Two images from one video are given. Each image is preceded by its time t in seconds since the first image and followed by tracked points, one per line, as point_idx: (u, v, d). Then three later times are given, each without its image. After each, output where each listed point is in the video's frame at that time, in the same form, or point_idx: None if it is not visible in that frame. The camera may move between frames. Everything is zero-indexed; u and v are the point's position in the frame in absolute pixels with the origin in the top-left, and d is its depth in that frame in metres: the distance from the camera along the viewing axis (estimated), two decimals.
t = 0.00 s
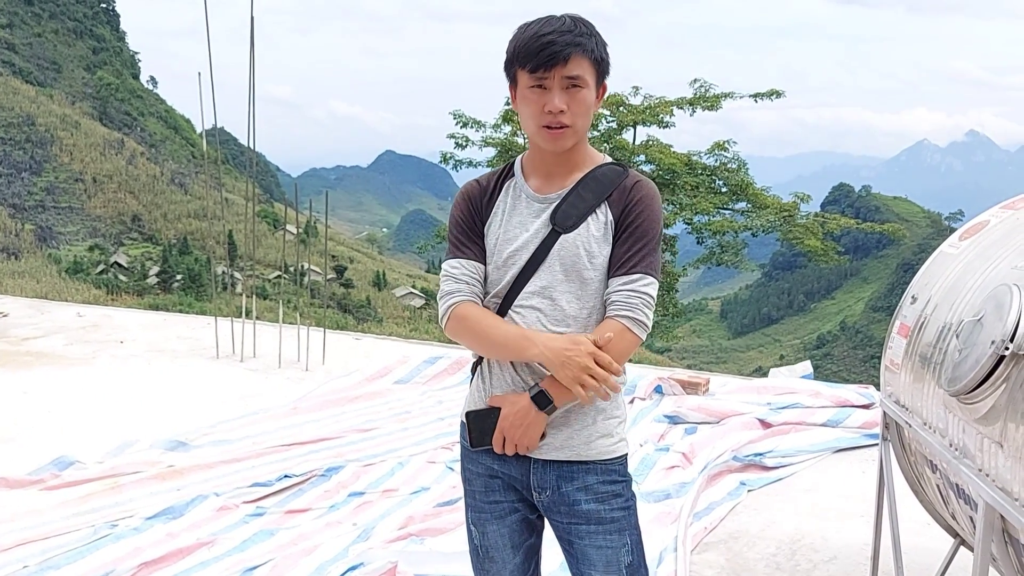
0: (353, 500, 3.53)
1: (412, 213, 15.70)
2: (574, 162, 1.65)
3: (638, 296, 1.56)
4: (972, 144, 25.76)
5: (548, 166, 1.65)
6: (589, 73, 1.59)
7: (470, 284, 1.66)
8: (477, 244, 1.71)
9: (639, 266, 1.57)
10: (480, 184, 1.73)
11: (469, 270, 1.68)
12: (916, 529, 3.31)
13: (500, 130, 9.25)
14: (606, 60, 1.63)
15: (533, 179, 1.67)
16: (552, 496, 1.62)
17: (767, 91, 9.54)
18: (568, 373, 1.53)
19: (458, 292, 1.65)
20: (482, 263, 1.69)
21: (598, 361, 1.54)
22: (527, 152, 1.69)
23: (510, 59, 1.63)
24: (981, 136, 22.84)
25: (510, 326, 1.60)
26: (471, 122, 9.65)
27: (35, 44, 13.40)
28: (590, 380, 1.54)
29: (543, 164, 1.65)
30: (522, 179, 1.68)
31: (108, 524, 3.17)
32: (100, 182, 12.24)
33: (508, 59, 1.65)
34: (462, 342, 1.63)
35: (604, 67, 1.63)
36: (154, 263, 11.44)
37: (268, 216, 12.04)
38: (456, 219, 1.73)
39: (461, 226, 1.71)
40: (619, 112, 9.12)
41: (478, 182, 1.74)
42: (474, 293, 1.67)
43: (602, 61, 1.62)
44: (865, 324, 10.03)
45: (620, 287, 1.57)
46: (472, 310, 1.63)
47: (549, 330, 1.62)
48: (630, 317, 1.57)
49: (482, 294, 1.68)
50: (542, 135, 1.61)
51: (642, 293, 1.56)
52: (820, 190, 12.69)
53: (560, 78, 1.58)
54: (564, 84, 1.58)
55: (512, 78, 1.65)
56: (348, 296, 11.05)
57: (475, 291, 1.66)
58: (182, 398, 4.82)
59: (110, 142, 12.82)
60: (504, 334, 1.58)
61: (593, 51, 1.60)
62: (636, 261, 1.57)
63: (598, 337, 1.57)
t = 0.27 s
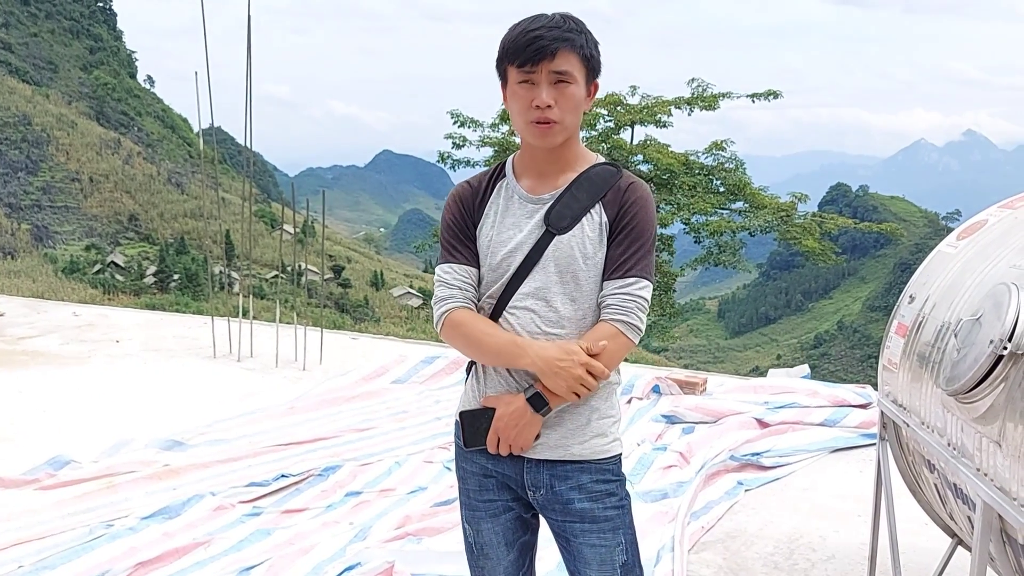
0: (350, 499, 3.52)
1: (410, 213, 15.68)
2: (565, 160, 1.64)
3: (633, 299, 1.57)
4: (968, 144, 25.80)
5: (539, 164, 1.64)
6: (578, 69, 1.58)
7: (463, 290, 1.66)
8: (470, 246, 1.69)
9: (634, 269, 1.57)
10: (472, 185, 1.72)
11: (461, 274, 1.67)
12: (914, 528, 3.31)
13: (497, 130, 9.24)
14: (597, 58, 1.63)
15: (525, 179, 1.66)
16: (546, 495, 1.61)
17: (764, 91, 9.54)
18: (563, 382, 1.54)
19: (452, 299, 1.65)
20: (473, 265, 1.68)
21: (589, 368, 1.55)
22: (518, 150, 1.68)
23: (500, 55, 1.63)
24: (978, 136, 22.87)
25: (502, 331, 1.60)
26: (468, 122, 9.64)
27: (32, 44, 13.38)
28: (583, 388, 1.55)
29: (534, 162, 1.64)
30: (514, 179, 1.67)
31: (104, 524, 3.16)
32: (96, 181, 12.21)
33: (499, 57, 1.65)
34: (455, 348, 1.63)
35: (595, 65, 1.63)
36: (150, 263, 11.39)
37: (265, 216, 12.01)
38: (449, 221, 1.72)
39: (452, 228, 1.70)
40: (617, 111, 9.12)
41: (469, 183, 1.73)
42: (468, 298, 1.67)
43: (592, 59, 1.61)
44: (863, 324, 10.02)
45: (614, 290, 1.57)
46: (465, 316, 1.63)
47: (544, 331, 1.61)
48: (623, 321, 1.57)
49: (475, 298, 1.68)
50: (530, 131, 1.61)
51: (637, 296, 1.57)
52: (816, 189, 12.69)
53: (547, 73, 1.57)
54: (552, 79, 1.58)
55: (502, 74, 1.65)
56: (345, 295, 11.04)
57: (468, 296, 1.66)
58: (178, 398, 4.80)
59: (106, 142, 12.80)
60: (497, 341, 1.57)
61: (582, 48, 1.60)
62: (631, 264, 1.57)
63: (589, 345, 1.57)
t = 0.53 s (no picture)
0: (347, 500, 3.52)
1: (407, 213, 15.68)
2: (554, 159, 1.63)
3: (622, 298, 1.56)
4: (965, 143, 25.85)
5: (529, 164, 1.64)
6: (558, 67, 1.58)
7: (459, 291, 1.68)
8: (466, 247, 1.70)
9: (623, 268, 1.56)
10: (466, 187, 1.73)
11: (456, 276, 1.69)
12: (910, 528, 3.31)
13: (495, 130, 9.24)
14: (582, 56, 1.62)
15: (517, 179, 1.67)
16: (540, 494, 1.61)
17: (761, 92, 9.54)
18: (547, 385, 1.54)
19: (447, 301, 1.67)
20: (468, 266, 1.70)
21: (573, 371, 1.54)
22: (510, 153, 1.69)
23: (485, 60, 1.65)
24: (975, 137, 22.90)
25: (493, 332, 1.61)
26: (466, 122, 9.64)
27: (29, 44, 13.40)
28: (569, 391, 1.55)
29: (524, 163, 1.64)
30: (506, 180, 1.67)
31: (101, 525, 3.15)
32: (93, 182, 12.20)
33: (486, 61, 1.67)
34: (450, 349, 1.66)
35: (579, 62, 1.62)
36: (148, 263, 11.37)
37: (263, 216, 12.01)
38: (445, 223, 1.73)
39: (448, 231, 1.72)
40: (615, 112, 9.12)
41: (464, 185, 1.73)
42: (463, 299, 1.68)
43: (575, 56, 1.60)
44: (860, 324, 10.04)
45: (603, 289, 1.57)
46: (458, 317, 1.65)
47: (536, 331, 1.61)
48: (611, 320, 1.56)
49: (470, 299, 1.69)
50: (514, 132, 1.61)
51: (626, 295, 1.56)
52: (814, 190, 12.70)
53: (527, 73, 1.58)
54: (532, 78, 1.58)
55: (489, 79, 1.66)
56: (343, 296, 11.04)
57: (463, 297, 1.67)
58: (176, 399, 4.80)
59: (104, 142, 12.80)
60: (485, 343, 1.59)
61: (563, 46, 1.59)
62: (620, 263, 1.56)
63: (575, 347, 1.56)
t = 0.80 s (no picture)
0: (348, 500, 3.52)
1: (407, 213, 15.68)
2: (552, 157, 1.63)
3: (620, 296, 1.56)
4: (964, 144, 25.87)
5: (527, 164, 1.64)
6: (548, 66, 1.58)
7: (461, 292, 1.69)
8: (467, 248, 1.71)
9: (621, 266, 1.56)
10: (467, 188, 1.73)
11: (459, 277, 1.70)
12: (910, 528, 3.32)
13: (495, 130, 9.24)
14: (574, 53, 1.61)
15: (516, 179, 1.67)
16: (541, 493, 1.61)
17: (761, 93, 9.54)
18: (545, 386, 1.54)
19: (450, 302, 1.68)
20: (469, 267, 1.70)
21: (570, 371, 1.54)
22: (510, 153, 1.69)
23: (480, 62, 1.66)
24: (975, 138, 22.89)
25: (493, 333, 1.62)
26: (465, 122, 9.64)
27: (29, 43, 13.38)
28: (567, 392, 1.55)
29: (522, 163, 1.65)
30: (506, 180, 1.68)
31: (101, 524, 3.16)
32: (93, 181, 12.19)
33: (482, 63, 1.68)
34: (452, 349, 1.67)
35: (572, 59, 1.61)
36: (148, 263, 11.36)
37: (262, 216, 12.00)
38: (447, 225, 1.74)
39: (450, 233, 1.73)
40: (614, 112, 9.12)
41: (464, 186, 1.74)
42: (465, 300, 1.69)
43: (567, 53, 1.60)
44: (859, 324, 10.04)
45: (602, 288, 1.57)
46: (460, 318, 1.66)
47: (536, 331, 1.62)
48: (610, 318, 1.57)
49: (472, 299, 1.69)
50: (508, 133, 1.62)
51: (624, 293, 1.56)
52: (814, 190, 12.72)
53: (516, 73, 1.58)
54: (523, 78, 1.58)
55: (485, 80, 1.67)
56: (343, 296, 11.04)
57: (465, 298, 1.68)
58: (176, 398, 4.80)
59: (104, 142, 12.80)
60: (484, 345, 1.60)
61: (554, 45, 1.59)
62: (618, 261, 1.56)
63: (572, 348, 1.56)
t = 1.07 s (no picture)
0: (348, 499, 3.53)
1: (407, 213, 15.69)
2: (554, 157, 1.64)
3: (625, 295, 1.57)
4: (964, 144, 25.87)
5: (530, 164, 1.65)
6: (544, 64, 1.58)
7: (466, 292, 1.69)
8: (472, 248, 1.71)
9: (625, 265, 1.57)
10: (471, 188, 1.74)
11: (462, 277, 1.70)
12: (911, 527, 3.32)
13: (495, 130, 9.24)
14: (572, 50, 1.61)
15: (520, 179, 1.67)
16: (545, 493, 1.62)
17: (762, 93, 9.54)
18: (550, 387, 1.54)
19: (455, 302, 1.69)
20: (473, 267, 1.71)
21: (575, 373, 1.55)
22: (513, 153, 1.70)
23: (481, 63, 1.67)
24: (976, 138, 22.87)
25: (497, 334, 1.62)
26: (466, 122, 9.64)
27: (30, 43, 13.41)
28: (572, 393, 1.56)
29: (525, 163, 1.66)
30: (510, 180, 1.68)
31: (103, 523, 3.16)
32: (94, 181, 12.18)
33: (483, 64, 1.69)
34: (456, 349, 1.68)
35: (570, 56, 1.61)
36: (148, 263, 11.37)
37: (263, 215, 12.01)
38: (451, 225, 1.74)
39: (454, 234, 1.73)
40: (614, 112, 9.13)
41: (468, 187, 1.74)
42: (470, 300, 1.69)
43: (564, 51, 1.60)
44: (859, 324, 10.05)
45: (606, 286, 1.58)
46: (465, 318, 1.66)
47: (541, 330, 1.62)
48: (615, 317, 1.57)
49: (477, 300, 1.70)
50: (508, 132, 1.63)
51: (628, 292, 1.57)
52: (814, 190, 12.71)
53: (513, 73, 1.59)
54: (519, 77, 1.59)
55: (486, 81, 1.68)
56: (343, 295, 11.04)
57: (470, 298, 1.69)
58: (177, 397, 4.81)
59: (104, 142, 12.82)
60: (488, 346, 1.60)
61: (550, 43, 1.59)
62: (622, 260, 1.57)
63: (577, 349, 1.56)
